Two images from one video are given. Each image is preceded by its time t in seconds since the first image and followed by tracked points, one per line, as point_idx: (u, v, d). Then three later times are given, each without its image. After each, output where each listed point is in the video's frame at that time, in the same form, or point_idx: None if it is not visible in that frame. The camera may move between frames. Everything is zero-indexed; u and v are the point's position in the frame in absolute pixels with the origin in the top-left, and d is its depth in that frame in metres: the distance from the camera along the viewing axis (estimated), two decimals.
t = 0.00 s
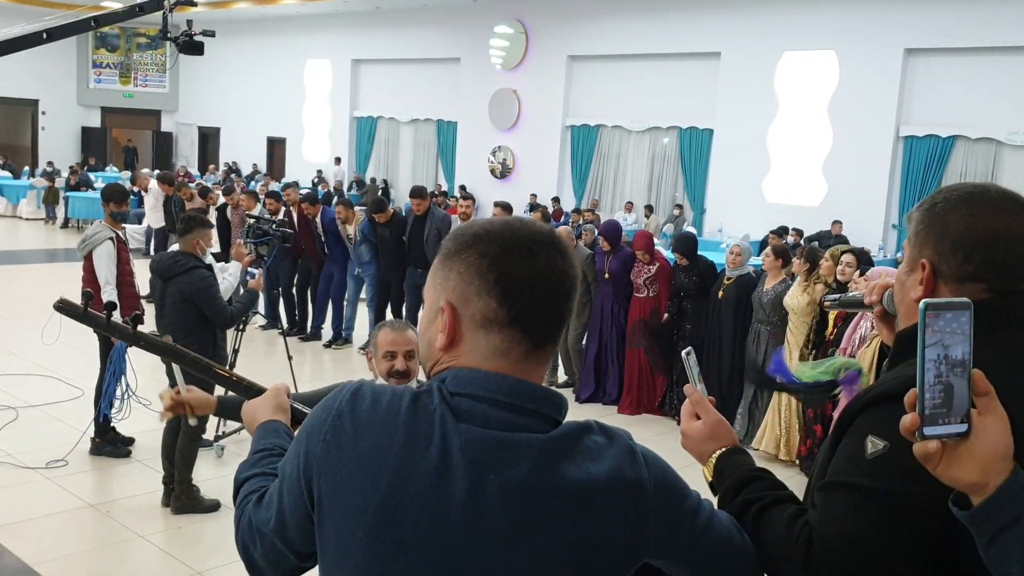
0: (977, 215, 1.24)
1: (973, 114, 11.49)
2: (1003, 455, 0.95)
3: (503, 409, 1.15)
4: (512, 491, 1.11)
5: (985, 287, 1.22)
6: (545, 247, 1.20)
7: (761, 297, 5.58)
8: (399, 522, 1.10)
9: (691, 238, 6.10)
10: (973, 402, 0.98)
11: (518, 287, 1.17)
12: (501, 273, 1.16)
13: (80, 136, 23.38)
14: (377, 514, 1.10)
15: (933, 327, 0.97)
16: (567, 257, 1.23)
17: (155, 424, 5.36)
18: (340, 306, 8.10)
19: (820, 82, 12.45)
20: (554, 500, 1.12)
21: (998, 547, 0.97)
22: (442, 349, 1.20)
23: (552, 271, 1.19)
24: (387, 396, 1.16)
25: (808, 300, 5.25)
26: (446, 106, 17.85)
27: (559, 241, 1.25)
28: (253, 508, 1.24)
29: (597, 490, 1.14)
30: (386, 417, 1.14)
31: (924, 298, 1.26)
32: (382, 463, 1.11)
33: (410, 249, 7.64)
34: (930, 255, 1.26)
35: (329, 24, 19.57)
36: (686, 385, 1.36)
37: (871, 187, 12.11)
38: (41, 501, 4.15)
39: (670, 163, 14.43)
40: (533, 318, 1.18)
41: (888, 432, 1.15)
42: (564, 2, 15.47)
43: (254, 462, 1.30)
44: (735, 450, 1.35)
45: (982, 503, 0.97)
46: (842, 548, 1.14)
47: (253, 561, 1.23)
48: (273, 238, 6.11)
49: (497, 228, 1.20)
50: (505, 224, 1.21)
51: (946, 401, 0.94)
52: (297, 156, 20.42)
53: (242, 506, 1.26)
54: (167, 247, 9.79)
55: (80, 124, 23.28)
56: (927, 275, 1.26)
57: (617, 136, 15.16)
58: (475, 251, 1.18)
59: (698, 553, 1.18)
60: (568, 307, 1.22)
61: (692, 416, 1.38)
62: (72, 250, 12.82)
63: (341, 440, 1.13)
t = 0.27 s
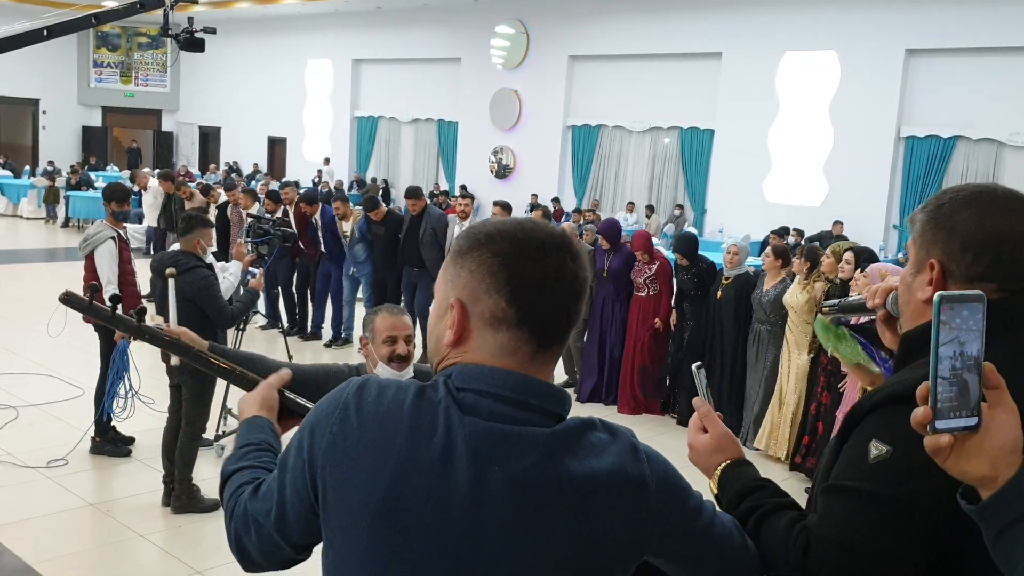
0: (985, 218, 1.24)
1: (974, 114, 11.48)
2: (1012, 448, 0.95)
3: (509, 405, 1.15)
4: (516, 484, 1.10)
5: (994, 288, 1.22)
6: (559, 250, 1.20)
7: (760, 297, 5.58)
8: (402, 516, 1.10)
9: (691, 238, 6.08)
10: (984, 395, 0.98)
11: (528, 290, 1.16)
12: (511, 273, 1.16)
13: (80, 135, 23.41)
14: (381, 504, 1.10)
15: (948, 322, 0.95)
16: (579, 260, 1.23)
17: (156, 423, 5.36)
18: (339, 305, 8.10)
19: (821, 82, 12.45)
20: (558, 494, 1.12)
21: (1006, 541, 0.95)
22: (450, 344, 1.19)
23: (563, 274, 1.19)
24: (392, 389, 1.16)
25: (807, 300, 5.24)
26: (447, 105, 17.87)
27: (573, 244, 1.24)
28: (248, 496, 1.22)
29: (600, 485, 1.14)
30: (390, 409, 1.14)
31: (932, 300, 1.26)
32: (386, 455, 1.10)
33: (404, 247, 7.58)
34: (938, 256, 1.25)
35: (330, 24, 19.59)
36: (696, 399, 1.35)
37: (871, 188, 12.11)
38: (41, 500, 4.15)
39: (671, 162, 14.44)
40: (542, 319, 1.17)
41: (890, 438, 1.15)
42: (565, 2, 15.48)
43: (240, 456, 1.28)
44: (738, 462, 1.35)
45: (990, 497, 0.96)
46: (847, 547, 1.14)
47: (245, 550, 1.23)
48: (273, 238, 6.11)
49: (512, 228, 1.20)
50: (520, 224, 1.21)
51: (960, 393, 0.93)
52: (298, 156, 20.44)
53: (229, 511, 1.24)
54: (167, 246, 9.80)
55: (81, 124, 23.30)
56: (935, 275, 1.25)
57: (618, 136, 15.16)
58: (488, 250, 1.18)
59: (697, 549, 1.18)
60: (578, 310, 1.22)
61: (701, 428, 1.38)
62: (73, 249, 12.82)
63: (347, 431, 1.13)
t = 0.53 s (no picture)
0: (990, 219, 1.22)
1: (976, 114, 11.46)
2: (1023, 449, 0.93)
3: (509, 407, 1.13)
4: (518, 485, 1.09)
5: (999, 288, 1.20)
6: (569, 254, 1.19)
7: (762, 298, 5.58)
8: (403, 516, 1.08)
9: (692, 238, 6.06)
10: (992, 396, 0.96)
11: (535, 291, 1.15)
12: (517, 273, 1.15)
13: (80, 135, 23.40)
14: (380, 505, 1.08)
15: (957, 319, 0.95)
16: (587, 264, 1.21)
17: (156, 424, 5.34)
18: (338, 306, 8.09)
19: (821, 81, 12.44)
20: (560, 496, 1.10)
21: (1015, 541, 0.94)
22: (455, 345, 1.18)
23: (573, 277, 1.18)
24: (392, 394, 1.14)
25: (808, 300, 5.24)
26: (447, 105, 17.85)
27: (583, 248, 1.23)
28: (241, 475, 1.19)
29: (602, 486, 1.12)
30: (389, 411, 1.12)
31: (936, 302, 1.25)
32: (385, 456, 1.09)
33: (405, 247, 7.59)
34: (943, 257, 1.24)
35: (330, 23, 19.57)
36: (707, 419, 1.34)
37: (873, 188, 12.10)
38: (41, 501, 4.14)
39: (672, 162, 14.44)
40: (547, 319, 1.15)
41: (892, 443, 1.14)
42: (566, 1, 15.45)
43: (209, 430, 1.26)
44: (747, 479, 1.34)
45: (998, 497, 0.94)
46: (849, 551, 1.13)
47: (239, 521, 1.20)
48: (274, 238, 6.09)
49: (522, 229, 1.19)
50: (530, 226, 1.20)
51: (969, 392, 0.92)
52: (298, 156, 20.42)
53: (217, 491, 1.21)
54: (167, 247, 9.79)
55: (81, 124, 23.28)
56: (940, 276, 1.24)
57: (618, 136, 15.15)
58: (497, 250, 1.16)
59: (698, 549, 1.17)
60: (585, 314, 1.20)
61: (712, 447, 1.37)
62: (73, 249, 12.81)
63: (346, 438, 1.11)
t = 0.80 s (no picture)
0: (984, 220, 1.22)
1: (975, 113, 11.46)
2: None
3: (508, 411, 1.12)
4: (517, 489, 1.08)
5: (996, 289, 1.20)
6: (568, 255, 1.19)
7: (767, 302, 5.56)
8: (407, 519, 1.08)
9: (698, 241, 6.04)
10: (999, 400, 0.95)
11: (533, 290, 1.15)
12: (515, 274, 1.15)
13: (80, 136, 23.43)
14: (382, 511, 1.09)
15: (964, 324, 0.94)
16: (586, 266, 1.21)
17: (157, 425, 5.34)
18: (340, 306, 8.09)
19: (821, 80, 12.43)
20: (562, 499, 1.09)
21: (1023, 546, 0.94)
22: (455, 347, 1.18)
23: (571, 277, 1.17)
24: (391, 399, 1.15)
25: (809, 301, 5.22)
26: (446, 105, 17.86)
27: (583, 251, 1.23)
28: (252, 498, 1.22)
29: (604, 489, 1.11)
30: (388, 417, 1.12)
31: (934, 304, 1.25)
32: (384, 460, 1.09)
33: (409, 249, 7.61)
34: (939, 258, 1.24)
35: (330, 24, 19.57)
36: (706, 420, 1.35)
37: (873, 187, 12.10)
38: (42, 503, 4.13)
39: (672, 162, 14.45)
40: (545, 320, 1.15)
41: (888, 447, 1.14)
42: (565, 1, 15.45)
43: (239, 452, 1.30)
44: (747, 481, 1.35)
45: (1006, 502, 0.94)
46: (848, 554, 1.13)
47: (250, 549, 1.23)
48: (274, 239, 6.08)
49: (520, 230, 1.19)
50: (530, 228, 1.20)
51: (976, 397, 0.91)
52: (298, 156, 20.42)
53: (233, 511, 1.24)
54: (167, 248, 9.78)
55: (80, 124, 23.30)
56: (937, 279, 1.24)
57: (618, 136, 15.15)
58: (494, 252, 1.17)
59: (702, 553, 1.16)
60: (585, 315, 1.20)
61: (710, 450, 1.38)
62: (74, 250, 12.83)
63: (346, 446, 1.12)
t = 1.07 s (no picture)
0: (975, 221, 1.24)
1: (973, 115, 11.50)
2: None
3: (509, 415, 1.14)
4: (517, 489, 1.10)
5: (988, 289, 1.22)
6: (571, 260, 1.20)
7: (767, 302, 5.57)
8: (410, 520, 1.10)
9: (696, 241, 6.06)
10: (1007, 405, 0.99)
11: (534, 293, 1.17)
12: (517, 278, 1.17)
13: (80, 142, 23.48)
14: (382, 515, 1.11)
15: (972, 330, 0.96)
16: (588, 271, 1.23)
17: (158, 430, 5.36)
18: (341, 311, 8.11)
19: (819, 83, 12.47)
20: (564, 501, 1.11)
21: None
22: (458, 350, 1.20)
23: (573, 281, 1.19)
24: (392, 403, 1.17)
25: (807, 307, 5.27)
26: (445, 110, 17.91)
27: (585, 256, 1.25)
28: (246, 500, 1.24)
29: (603, 489, 1.13)
30: (391, 422, 1.15)
31: (927, 307, 1.27)
32: (386, 463, 1.11)
33: (412, 253, 7.66)
34: (932, 262, 1.26)
35: (328, 29, 19.63)
36: (703, 421, 1.37)
37: (871, 189, 12.13)
38: (43, 507, 4.15)
39: (671, 165, 14.49)
40: (547, 323, 1.17)
41: (885, 449, 1.16)
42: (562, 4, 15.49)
43: (232, 456, 1.31)
44: (744, 482, 1.37)
45: (1014, 505, 0.96)
46: (839, 556, 1.15)
47: (244, 553, 1.26)
48: (274, 243, 6.11)
49: (524, 234, 1.21)
50: (534, 232, 1.22)
51: (985, 403, 0.93)
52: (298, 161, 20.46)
53: (227, 513, 1.26)
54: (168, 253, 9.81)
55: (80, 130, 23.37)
56: (930, 281, 1.26)
57: (616, 139, 15.18)
58: (497, 255, 1.19)
59: (702, 555, 1.17)
60: (586, 319, 1.22)
61: (708, 451, 1.40)
62: (74, 255, 12.85)
63: (348, 450, 1.14)
